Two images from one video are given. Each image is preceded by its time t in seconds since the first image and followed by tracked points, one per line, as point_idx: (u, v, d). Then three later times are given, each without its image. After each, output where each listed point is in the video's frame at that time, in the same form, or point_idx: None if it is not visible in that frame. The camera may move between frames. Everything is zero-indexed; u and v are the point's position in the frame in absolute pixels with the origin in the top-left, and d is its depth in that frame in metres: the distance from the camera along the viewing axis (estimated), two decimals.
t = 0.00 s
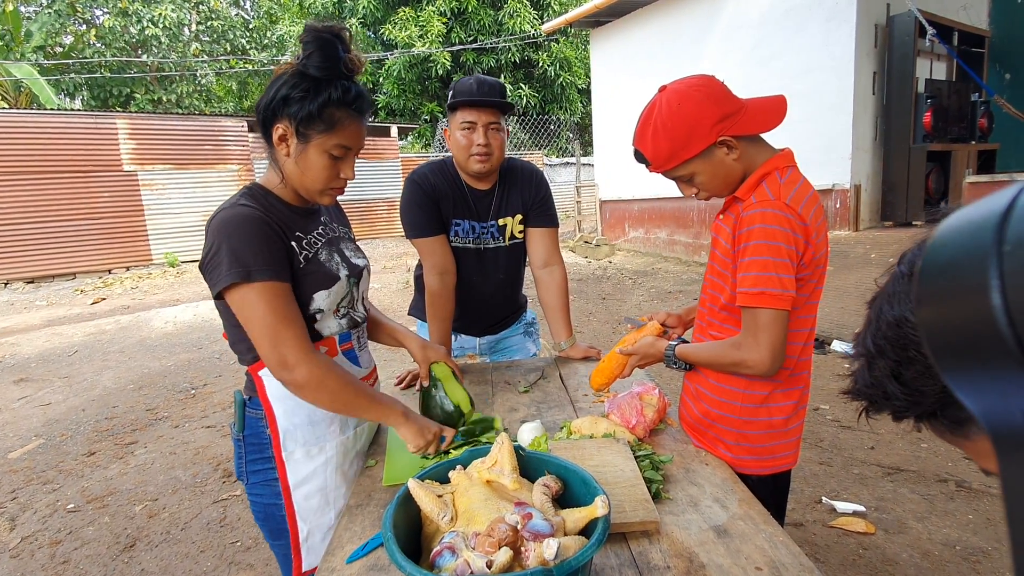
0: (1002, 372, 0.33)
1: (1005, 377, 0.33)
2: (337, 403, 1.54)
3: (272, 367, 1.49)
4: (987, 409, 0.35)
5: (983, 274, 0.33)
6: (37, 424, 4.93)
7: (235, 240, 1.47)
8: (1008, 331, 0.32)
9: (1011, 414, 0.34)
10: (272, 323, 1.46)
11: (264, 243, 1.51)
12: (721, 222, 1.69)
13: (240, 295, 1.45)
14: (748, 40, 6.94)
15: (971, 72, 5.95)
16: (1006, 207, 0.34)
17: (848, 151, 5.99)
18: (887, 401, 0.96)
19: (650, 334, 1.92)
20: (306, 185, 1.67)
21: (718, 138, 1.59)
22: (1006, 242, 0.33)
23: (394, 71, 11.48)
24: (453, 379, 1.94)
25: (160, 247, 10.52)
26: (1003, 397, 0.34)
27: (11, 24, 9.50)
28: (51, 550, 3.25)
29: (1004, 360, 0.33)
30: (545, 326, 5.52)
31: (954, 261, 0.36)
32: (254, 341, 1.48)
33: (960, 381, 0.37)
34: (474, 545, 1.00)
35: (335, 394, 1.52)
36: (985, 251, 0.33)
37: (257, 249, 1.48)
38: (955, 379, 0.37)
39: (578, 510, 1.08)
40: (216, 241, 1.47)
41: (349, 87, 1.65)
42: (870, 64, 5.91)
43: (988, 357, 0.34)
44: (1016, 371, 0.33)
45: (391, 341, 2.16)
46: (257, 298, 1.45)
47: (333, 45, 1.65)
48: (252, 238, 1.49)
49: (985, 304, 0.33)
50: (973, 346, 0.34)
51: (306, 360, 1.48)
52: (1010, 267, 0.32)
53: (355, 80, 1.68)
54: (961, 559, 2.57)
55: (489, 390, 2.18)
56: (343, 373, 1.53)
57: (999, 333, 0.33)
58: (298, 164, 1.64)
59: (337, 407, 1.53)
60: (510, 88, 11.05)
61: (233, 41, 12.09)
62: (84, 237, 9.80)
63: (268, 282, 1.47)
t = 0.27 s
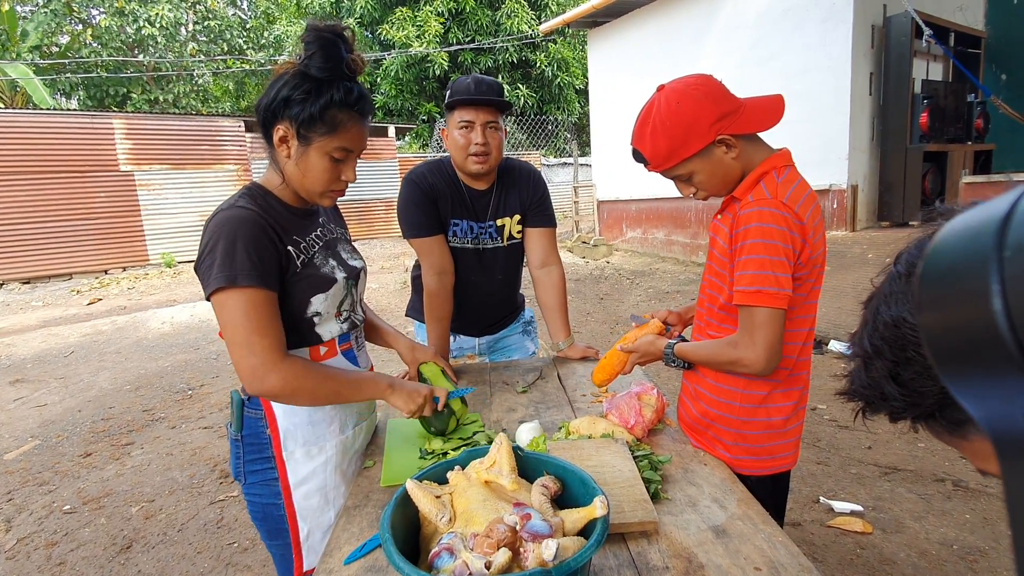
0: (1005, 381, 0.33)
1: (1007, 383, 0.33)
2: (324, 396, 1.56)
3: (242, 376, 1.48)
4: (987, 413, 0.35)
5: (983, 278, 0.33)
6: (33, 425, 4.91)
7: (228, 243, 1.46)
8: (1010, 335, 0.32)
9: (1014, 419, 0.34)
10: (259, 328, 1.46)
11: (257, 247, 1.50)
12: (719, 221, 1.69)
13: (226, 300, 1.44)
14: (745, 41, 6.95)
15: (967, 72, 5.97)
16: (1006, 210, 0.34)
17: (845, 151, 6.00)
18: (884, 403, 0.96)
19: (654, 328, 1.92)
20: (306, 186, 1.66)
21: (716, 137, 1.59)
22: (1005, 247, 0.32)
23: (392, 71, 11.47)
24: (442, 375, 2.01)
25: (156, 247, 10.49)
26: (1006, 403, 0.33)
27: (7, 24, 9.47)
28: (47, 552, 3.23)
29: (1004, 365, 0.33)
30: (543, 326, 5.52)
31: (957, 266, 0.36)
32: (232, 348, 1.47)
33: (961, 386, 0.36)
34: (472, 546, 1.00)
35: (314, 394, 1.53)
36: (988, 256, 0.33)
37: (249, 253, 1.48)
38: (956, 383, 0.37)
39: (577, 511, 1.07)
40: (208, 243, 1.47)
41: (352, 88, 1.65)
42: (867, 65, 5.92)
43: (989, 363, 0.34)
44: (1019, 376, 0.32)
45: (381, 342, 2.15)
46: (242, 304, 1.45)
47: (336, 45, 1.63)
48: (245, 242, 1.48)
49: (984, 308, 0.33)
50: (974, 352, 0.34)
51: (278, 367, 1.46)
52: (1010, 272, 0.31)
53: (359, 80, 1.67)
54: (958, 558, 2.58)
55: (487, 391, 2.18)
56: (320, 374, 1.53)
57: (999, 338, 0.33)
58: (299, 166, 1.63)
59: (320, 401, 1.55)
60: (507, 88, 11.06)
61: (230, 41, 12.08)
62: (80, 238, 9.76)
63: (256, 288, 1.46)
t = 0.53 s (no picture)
0: (1004, 377, 0.33)
1: (1011, 380, 0.33)
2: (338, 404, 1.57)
3: (262, 383, 1.48)
4: (989, 411, 0.35)
5: (983, 275, 0.33)
6: (30, 426, 4.89)
7: (241, 249, 1.46)
8: (1009, 332, 0.32)
9: (1015, 416, 0.34)
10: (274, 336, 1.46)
11: (270, 254, 1.50)
12: (717, 223, 1.70)
13: (237, 307, 1.43)
14: (743, 41, 6.96)
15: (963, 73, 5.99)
16: (1006, 207, 0.34)
17: (842, 152, 6.02)
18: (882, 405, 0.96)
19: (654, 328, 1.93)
20: (316, 192, 1.67)
21: (711, 137, 1.59)
22: (1007, 242, 0.33)
23: (389, 71, 11.46)
24: (439, 376, 1.94)
25: (153, 248, 10.46)
26: (1006, 400, 0.34)
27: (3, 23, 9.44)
28: (44, 553, 3.23)
29: (1002, 363, 0.33)
30: (541, 327, 5.52)
31: (957, 263, 0.36)
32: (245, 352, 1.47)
33: (963, 384, 0.37)
34: (475, 547, 1.00)
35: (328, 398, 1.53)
36: (986, 253, 0.33)
37: (263, 260, 1.47)
38: (959, 383, 0.37)
39: (579, 511, 1.08)
40: (221, 248, 1.47)
41: (364, 95, 1.65)
42: (863, 65, 5.94)
43: (990, 359, 0.34)
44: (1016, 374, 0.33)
45: (379, 342, 2.14)
46: (256, 310, 1.44)
47: (350, 52, 1.63)
48: (258, 249, 1.48)
49: (986, 306, 0.33)
50: (975, 348, 0.34)
51: (299, 370, 1.47)
52: (1010, 270, 0.32)
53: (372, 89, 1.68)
54: (956, 557, 2.59)
55: (486, 391, 2.18)
56: (334, 379, 1.53)
57: (999, 336, 0.33)
58: (308, 172, 1.63)
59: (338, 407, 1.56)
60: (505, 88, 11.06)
61: (227, 41, 12.04)
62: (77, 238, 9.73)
63: (271, 295, 1.46)
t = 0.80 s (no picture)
0: (1004, 379, 0.33)
1: (1010, 382, 0.33)
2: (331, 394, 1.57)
3: (244, 383, 1.46)
4: (995, 413, 0.35)
5: (983, 274, 0.33)
6: (27, 426, 4.88)
7: (251, 245, 1.45)
8: (1012, 334, 0.32)
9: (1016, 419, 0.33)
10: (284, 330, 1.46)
11: (280, 250, 1.50)
12: (713, 223, 1.70)
13: (244, 302, 1.42)
14: (740, 42, 6.97)
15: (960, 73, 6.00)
16: (1007, 208, 0.34)
17: (840, 152, 6.03)
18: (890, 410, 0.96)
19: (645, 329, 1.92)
20: (325, 192, 1.66)
21: (706, 139, 1.59)
22: (1007, 243, 0.32)
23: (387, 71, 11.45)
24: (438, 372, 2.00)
25: (150, 248, 10.44)
26: (1007, 402, 0.33)
27: None
28: (42, 554, 3.21)
29: (1003, 364, 0.33)
30: (540, 326, 5.52)
31: (957, 265, 0.36)
32: (238, 349, 1.45)
33: (968, 386, 0.36)
34: (478, 547, 1.00)
35: (316, 394, 1.52)
36: (988, 253, 0.33)
37: (272, 257, 1.47)
38: (962, 384, 0.37)
39: (582, 510, 1.08)
40: (230, 243, 1.46)
41: (376, 98, 1.66)
42: (861, 65, 5.95)
43: (992, 360, 0.33)
44: (1019, 374, 0.32)
45: (380, 342, 2.14)
46: (264, 306, 1.44)
47: (364, 54, 1.64)
48: (267, 245, 1.48)
49: (987, 307, 0.33)
50: (977, 350, 0.34)
51: (282, 373, 1.44)
52: (1010, 270, 0.31)
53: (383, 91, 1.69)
54: (954, 556, 2.59)
55: (487, 391, 2.17)
56: (320, 377, 1.53)
57: (1000, 335, 0.32)
58: (319, 172, 1.63)
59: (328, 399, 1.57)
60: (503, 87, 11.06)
61: (224, 41, 12.02)
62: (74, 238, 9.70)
63: (279, 291, 1.46)
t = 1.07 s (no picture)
0: (1006, 388, 0.33)
1: (1011, 391, 0.33)
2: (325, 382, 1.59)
3: (243, 373, 1.45)
4: (998, 421, 0.35)
5: (984, 282, 0.33)
6: (22, 428, 4.85)
7: (247, 236, 1.44)
8: (1011, 341, 0.31)
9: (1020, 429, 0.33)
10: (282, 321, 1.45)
11: (276, 243, 1.49)
12: (702, 223, 1.70)
13: (239, 293, 1.41)
14: (738, 42, 6.97)
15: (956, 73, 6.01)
16: (1006, 216, 0.34)
17: (836, 152, 6.04)
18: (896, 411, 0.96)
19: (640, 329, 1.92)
20: (324, 188, 1.65)
21: (688, 139, 1.59)
22: (1006, 250, 0.32)
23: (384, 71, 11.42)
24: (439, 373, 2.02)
25: (147, 248, 10.40)
26: (1009, 414, 0.33)
27: None
28: (37, 556, 3.19)
29: (1004, 373, 0.33)
30: (538, 327, 5.51)
31: (958, 270, 0.36)
32: (233, 340, 1.44)
33: (971, 398, 0.36)
34: (476, 547, 0.98)
35: (313, 381, 1.54)
36: (987, 260, 0.33)
37: (268, 248, 1.46)
38: (963, 394, 0.37)
39: (581, 511, 1.07)
40: (226, 235, 1.45)
41: (377, 96, 1.65)
42: (858, 66, 5.96)
43: (993, 368, 0.33)
44: (1021, 383, 0.32)
45: (380, 341, 2.13)
46: (259, 296, 1.42)
47: (366, 52, 1.64)
48: (263, 237, 1.47)
49: (988, 314, 0.32)
50: (978, 358, 0.34)
51: (281, 362, 1.44)
52: (1011, 277, 0.31)
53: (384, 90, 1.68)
54: (953, 555, 2.60)
55: (484, 391, 2.17)
56: (321, 364, 1.54)
57: (1000, 340, 0.32)
58: (318, 168, 1.62)
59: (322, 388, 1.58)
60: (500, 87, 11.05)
61: (221, 40, 11.99)
62: (69, 238, 9.66)
63: (275, 282, 1.45)
